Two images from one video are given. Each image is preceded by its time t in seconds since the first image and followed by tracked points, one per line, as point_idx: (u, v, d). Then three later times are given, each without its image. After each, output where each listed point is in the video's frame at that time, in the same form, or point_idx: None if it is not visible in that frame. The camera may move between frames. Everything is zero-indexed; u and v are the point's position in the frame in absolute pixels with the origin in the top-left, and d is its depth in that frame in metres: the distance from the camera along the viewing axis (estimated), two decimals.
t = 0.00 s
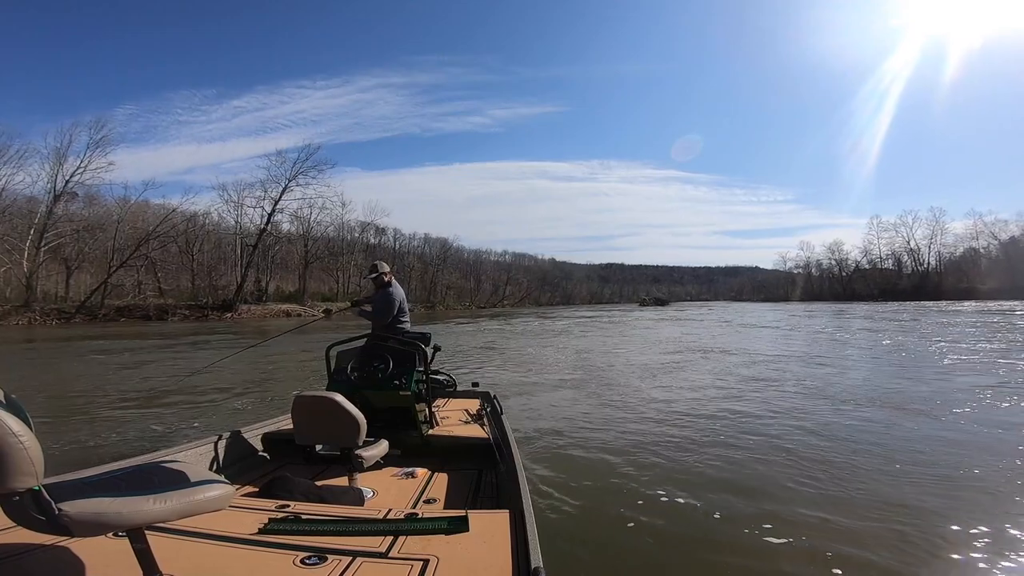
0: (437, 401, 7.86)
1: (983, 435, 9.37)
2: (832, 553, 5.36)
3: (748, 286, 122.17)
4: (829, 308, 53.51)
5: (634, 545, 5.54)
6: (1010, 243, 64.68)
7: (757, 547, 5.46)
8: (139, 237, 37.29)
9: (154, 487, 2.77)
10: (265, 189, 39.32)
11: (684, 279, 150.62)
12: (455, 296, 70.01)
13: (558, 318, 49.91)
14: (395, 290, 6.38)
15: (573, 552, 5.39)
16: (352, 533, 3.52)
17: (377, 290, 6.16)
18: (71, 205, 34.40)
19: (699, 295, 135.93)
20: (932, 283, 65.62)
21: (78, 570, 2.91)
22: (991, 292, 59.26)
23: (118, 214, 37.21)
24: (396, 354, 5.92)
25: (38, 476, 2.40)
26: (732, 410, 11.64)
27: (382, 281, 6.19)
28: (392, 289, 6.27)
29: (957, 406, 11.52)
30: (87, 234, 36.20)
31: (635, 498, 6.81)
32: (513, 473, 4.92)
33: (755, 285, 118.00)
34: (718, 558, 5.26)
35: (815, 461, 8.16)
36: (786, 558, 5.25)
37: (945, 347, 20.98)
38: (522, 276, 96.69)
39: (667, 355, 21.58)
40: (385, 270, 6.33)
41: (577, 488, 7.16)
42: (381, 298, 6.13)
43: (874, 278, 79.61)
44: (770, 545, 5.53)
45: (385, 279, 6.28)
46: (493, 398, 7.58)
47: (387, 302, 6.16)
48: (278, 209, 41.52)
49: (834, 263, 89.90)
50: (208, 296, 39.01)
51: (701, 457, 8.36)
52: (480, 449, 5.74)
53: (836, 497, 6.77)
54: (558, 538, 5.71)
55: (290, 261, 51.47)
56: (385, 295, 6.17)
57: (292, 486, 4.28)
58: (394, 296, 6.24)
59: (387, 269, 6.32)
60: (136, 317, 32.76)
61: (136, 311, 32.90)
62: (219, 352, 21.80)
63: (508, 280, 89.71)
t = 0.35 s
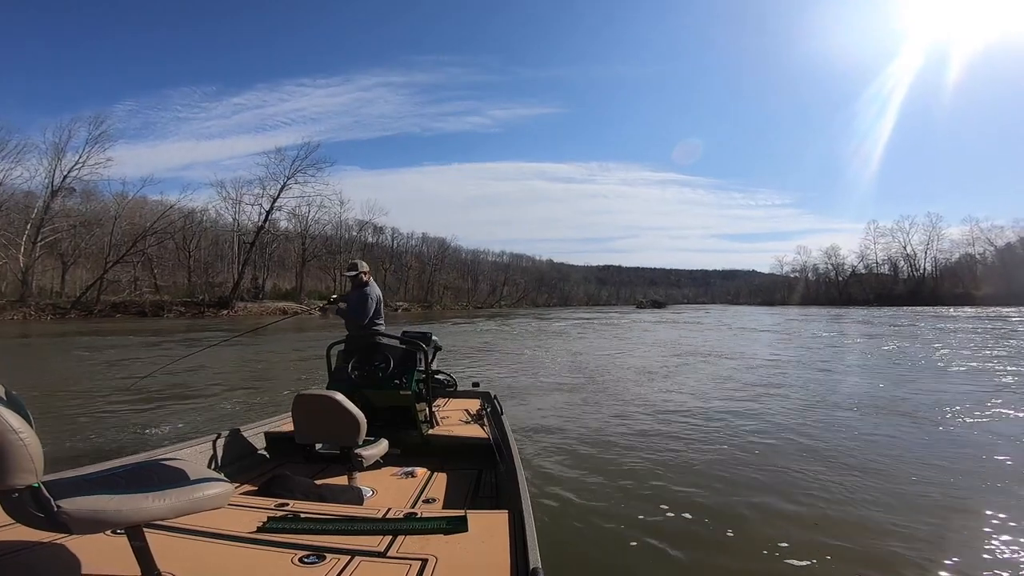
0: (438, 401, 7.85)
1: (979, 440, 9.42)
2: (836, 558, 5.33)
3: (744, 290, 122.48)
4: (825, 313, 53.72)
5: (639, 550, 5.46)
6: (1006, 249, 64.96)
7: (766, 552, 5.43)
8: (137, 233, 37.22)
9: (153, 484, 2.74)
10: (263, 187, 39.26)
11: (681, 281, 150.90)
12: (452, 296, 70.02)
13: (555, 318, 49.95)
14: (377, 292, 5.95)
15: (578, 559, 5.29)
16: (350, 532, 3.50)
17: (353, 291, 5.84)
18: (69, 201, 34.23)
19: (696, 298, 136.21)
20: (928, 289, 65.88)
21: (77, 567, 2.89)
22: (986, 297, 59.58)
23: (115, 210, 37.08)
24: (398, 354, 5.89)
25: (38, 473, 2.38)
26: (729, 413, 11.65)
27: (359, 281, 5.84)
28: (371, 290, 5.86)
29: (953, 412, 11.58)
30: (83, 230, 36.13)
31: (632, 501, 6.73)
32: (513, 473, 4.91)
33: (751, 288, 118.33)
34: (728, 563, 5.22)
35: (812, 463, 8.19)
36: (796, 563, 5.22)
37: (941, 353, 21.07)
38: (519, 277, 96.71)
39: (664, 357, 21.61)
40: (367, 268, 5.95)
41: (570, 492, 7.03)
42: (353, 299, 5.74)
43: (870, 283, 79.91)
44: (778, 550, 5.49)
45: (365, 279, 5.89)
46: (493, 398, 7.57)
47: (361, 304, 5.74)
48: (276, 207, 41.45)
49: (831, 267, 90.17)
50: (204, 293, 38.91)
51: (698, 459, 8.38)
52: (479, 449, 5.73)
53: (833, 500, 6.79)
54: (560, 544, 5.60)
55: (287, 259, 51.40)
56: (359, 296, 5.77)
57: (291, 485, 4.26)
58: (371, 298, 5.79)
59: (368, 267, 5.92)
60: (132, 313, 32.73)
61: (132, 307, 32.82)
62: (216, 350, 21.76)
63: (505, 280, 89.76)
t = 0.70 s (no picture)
0: (439, 402, 7.85)
1: (977, 443, 9.47)
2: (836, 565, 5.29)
3: (742, 292, 122.66)
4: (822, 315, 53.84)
5: (644, 553, 5.46)
6: (1003, 253, 65.16)
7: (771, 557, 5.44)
8: (134, 231, 37.12)
9: (157, 488, 2.73)
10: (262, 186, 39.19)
11: (679, 283, 151.09)
12: (450, 297, 70.08)
13: (553, 319, 49.95)
14: (360, 291, 6.06)
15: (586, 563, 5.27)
16: (354, 534, 3.50)
17: (336, 292, 5.94)
18: (66, 199, 34.13)
19: (694, 300, 136.43)
20: (925, 292, 66.10)
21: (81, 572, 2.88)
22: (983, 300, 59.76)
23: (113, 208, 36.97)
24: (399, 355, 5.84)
25: (41, 479, 2.37)
26: (726, 415, 11.68)
27: (342, 281, 5.95)
28: (355, 289, 5.98)
29: (950, 414, 11.64)
30: (80, 228, 36.06)
31: (631, 503, 6.71)
32: (515, 474, 4.91)
33: (749, 290, 118.52)
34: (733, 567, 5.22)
35: (810, 465, 8.22)
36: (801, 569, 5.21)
37: (939, 356, 21.16)
38: (517, 278, 96.74)
39: (661, 359, 21.63)
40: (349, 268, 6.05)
41: (568, 495, 6.99)
42: (337, 299, 5.85)
43: (867, 285, 80.08)
44: (782, 555, 5.49)
45: (348, 278, 6.00)
46: (495, 398, 7.57)
47: (345, 305, 5.87)
48: (274, 206, 41.37)
49: (829, 270, 90.36)
50: (201, 292, 38.83)
51: (697, 461, 8.41)
52: (481, 450, 5.74)
53: (832, 502, 6.82)
54: (565, 547, 5.58)
55: (285, 258, 51.34)
56: (344, 297, 5.89)
57: (294, 487, 4.26)
58: (356, 298, 5.92)
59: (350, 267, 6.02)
60: (128, 311, 32.68)
61: (129, 305, 32.73)
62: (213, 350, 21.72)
63: (503, 281, 89.76)
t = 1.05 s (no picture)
0: (439, 402, 7.85)
1: (975, 445, 9.50)
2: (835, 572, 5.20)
3: (741, 294, 122.82)
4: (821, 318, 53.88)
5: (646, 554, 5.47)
6: (1001, 256, 65.29)
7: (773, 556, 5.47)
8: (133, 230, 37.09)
9: (157, 488, 2.73)
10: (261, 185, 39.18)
11: (678, 285, 151.26)
12: (449, 297, 70.12)
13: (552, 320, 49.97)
14: (341, 292, 6.05)
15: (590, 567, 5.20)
16: (354, 534, 3.49)
17: (317, 292, 5.92)
18: (65, 197, 34.09)
19: (693, 302, 136.59)
20: (923, 295, 66.24)
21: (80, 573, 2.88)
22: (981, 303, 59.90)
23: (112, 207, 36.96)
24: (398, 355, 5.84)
25: (41, 478, 2.36)
26: (726, 416, 11.66)
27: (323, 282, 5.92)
28: (335, 290, 5.95)
29: (949, 416, 11.66)
30: (79, 227, 36.04)
31: (629, 505, 6.68)
32: (515, 475, 4.91)
33: (748, 292, 118.67)
34: (737, 568, 5.23)
35: (809, 467, 8.24)
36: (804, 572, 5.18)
37: (938, 358, 21.19)
38: (516, 278, 96.77)
39: (661, 360, 21.62)
40: (330, 268, 6.00)
41: (569, 496, 6.97)
42: (316, 300, 5.86)
43: (866, 288, 80.20)
44: (783, 556, 5.50)
45: (328, 279, 5.98)
46: (494, 398, 7.56)
47: (325, 307, 5.86)
48: (274, 206, 41.32)
49: (827, 272, 90.46)
50: (200, 291, 38.79)
51: (697, 462, 8.41)
52: (481, 451, 5.73)
53: (831, 503, 6.83)
54: (563, 552, 5.49)
55: (284, 258, 51.33)
56: (324, 298, 5.88)
57: (294, 487, 4.25)
58: (336, 299, 5.91)
59: (331, 267, 5.97)
60: (127, 310, 32.60)
61: (127, 304, 32.68)
62: (210, 350, 21.66)
63: (502, 282, 89.81)
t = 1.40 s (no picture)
0: (437, 401, 7.86)
1: (973, 447, 9.52)
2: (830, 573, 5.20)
3: (741, 296, 122.87)
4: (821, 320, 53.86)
5: (643, 555, 5.47)
6: (1001, 258, 65.34)
7: (768, 557, 5.50)
8: (133, 230, 37.12)
9: (151, 484, 2.73)
10: (262, 185, 39.20)
11: (678, 286, 151.47)
12: (449, 298, 70.13)
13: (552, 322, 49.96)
14: (320, 287, 5.70)
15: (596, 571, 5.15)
16: (349, 532, 3.49)
17: (294, 290, 5.59)
18: (66, 197, 34.11)
19: (693, 304, 136.67)
20: (923, 296, 66.31)
21: (75, 568, 2.88)
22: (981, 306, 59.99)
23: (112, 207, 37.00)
24: (397, 353, 5.85)
25: (36, 473, 2.36)
26: (725, 418, 11.66)
27: (299, 278, 5.59)
28: (313, 286, 5.61)
29: (947, 419, 11.68)
30: (80, 227, 36.07)
31: (628, 505, 6.71)
32: (512, 474, 4.92)
33: (748, 293, 118.77)
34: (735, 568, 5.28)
35: (806, 468, 8.26)
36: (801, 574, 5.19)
37: (937, 360, 21.22)
38: (516, 279, 96.80)
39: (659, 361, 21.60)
40: (306, 263, 5.69)
41: (569, 496, 7.02)
42: (294, 300, 5.50)
43: (866, 290, 80.27)
44: (779, 555, 5.54)
45: (305, 275, 5.65)
46: (493, 398, 7.57)
47: (304, 303, 5.51)
48: (274, 206, 41.33)
49: (827, 274, 90.43)
50: (200, 291, 38.77)
51: (695, 463, 8.43)
52: (479, 450, 5.75)
53: (828, 504, 6.86)
54: (561, 555, 5.46)
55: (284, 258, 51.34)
56: (301, 295, 5.53)
57: (291, 484, 4.26)
58: (315, 294, 5.57)
59: (306, 262, 5.65)
60: (126, 309, 32.58)
61: (127, 303, 32.66)
62: (209, 350, 21.65)
63: (502, 283, 89.79)
